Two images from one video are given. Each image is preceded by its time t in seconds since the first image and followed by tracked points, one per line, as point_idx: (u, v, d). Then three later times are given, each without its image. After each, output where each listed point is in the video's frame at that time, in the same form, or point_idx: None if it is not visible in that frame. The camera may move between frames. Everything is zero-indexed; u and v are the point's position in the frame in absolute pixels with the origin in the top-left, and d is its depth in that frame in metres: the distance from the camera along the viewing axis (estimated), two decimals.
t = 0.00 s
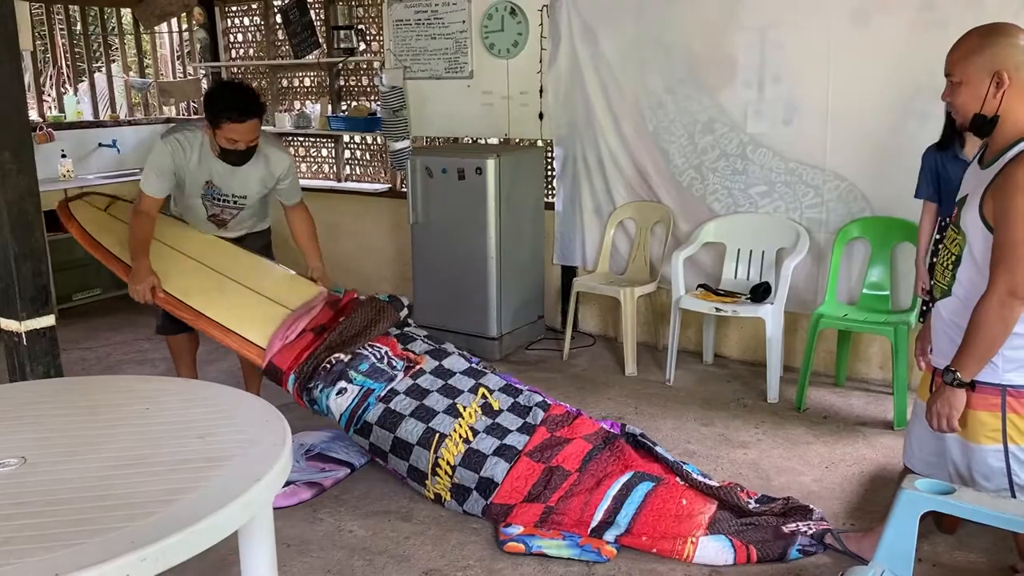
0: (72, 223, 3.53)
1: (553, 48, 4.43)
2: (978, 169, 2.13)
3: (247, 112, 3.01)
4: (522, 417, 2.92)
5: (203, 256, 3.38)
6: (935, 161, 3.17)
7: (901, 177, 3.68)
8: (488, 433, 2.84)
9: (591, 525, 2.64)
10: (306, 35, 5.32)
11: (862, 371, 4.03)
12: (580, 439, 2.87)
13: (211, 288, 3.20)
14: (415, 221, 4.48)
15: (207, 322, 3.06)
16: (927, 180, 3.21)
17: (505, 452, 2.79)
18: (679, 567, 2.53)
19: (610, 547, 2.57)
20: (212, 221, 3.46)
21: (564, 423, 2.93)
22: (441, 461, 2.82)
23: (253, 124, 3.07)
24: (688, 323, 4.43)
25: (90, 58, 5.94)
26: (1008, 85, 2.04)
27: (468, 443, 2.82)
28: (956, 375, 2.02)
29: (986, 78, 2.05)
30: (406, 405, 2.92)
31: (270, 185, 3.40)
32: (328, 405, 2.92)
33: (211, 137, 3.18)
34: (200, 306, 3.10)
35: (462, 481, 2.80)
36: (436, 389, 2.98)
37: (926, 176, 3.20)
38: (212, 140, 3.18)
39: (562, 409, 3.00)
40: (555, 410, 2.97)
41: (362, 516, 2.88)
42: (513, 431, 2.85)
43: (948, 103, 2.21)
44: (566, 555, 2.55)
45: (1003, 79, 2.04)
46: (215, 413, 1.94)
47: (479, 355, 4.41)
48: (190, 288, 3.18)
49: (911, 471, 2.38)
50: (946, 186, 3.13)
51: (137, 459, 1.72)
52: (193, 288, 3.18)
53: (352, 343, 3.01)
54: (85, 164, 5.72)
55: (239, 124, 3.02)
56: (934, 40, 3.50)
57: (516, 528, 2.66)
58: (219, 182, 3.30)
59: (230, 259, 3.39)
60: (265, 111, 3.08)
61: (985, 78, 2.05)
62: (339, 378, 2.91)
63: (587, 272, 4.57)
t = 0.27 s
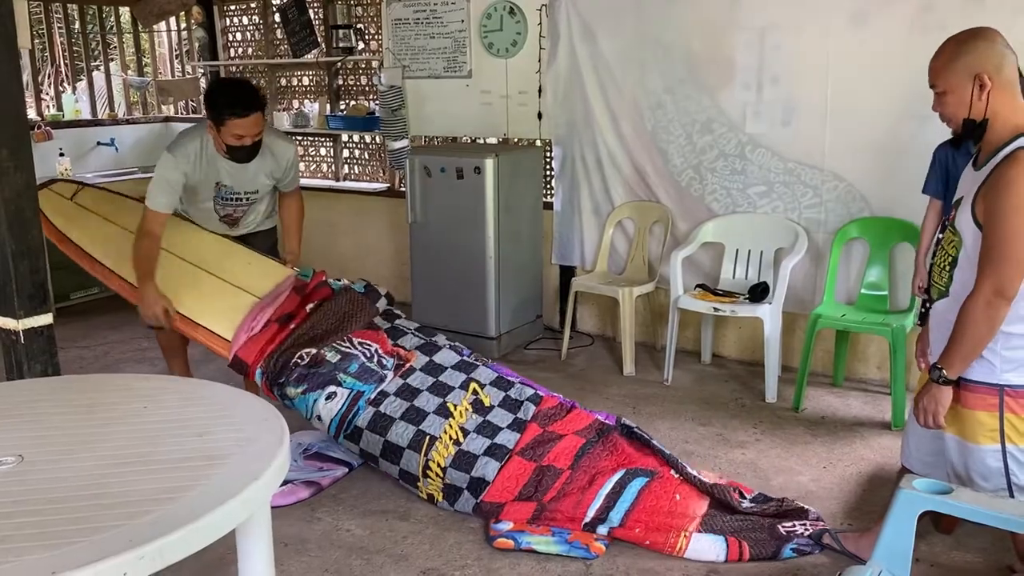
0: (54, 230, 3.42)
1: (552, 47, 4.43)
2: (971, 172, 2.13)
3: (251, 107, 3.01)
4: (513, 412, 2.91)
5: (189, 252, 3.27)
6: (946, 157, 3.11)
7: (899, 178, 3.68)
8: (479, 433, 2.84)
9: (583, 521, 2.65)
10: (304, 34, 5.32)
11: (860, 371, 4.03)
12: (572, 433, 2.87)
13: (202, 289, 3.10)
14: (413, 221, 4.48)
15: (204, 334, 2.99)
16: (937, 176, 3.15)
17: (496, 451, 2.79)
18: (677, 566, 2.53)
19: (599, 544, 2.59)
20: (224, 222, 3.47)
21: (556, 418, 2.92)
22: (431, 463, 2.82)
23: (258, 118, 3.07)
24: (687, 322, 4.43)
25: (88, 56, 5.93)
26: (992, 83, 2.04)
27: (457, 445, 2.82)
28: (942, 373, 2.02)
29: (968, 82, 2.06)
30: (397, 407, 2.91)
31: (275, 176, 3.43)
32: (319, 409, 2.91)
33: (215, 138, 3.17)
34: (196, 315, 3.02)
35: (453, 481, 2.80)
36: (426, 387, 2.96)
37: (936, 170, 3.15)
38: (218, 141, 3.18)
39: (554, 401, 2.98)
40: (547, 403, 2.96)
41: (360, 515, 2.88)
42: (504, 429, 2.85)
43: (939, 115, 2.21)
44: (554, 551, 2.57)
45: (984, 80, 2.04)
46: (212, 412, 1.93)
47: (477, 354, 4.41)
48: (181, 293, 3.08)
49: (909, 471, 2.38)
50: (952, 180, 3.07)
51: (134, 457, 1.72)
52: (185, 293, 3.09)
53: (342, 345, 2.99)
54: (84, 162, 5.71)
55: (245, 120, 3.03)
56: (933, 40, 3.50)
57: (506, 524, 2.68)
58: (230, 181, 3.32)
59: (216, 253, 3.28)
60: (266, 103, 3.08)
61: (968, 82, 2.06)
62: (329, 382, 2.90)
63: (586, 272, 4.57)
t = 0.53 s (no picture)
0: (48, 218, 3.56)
1: (554, 46, 4.43)
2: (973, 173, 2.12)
3: (227, 98, 3.08)
4: (513, 416, 2.91)
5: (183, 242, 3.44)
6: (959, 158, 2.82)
7: (900, 177, 3.67)
8: (478, 435, 2.83)
9: (583, 520, 2.65)
10: (306, 32, 5.32)
11: (862, 371, 4.03)
12: (572, 439, 2.85)
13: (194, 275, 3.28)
14: (414, 220, 4.47)
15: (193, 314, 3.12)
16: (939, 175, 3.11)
17: (496, 453, 2.78)
18: (677, 565, 2.53)
19: (600, 544, 2.58)
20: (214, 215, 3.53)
21: (556, 424, 2.90)
22: (431, 461, 2.81)
23: (235, 110, 3.14)
24: (688, 322, 4.43)
25: (90, 55, 5.93)
26: (993, 83, 2.03)
27: (457, 445, 2.81)
28: (955, 381, 2.01)
29: (969, 82, 2.05)
30: (398, 407, 2.90)
31: (260, 170, 3.49)
32: (319, 408, 2.91)
33: (195, 133, 3.24)
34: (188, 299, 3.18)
35: (452, 481, 2.79)
36: (427, 389, 2.96)
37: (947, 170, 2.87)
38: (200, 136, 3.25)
39: (554, 407, 2.96)
40: (546, 409, 2.95)
41: (360, 514, 2.88)
42: (503, 432, 2.84)
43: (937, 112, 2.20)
44: (554, 550, 2.57)
45: (985, 80, 2.03)
46: (212, 410, 1.94)
47: (478, 353, 4.41)
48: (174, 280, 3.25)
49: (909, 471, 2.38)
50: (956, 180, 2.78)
51: (135, 455, 1.72)
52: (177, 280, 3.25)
53: (344, 345, 3.02)
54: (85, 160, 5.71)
55: (223, 110, 3.10)
56: (935, 40, 3.49)
57: (506, 523, 2.68)
58: (215, 176, 3.38)
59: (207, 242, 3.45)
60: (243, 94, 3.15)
61: (969, 81, 2.05)
62: (331, 380, 2.92)
63: (587, 272, 4.57)
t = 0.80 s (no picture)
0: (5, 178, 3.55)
1: (561, 45, 4.43)
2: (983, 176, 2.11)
3: (158, 73, 3.28)
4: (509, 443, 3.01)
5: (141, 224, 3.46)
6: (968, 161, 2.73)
7: (908, 177, 3.66)
8: (476, 455, 2.90)
9: (588, 519, 2.66)
10: (313, 31, 5.33)
11: (868, 371, 4.02)
12: (570, 467, 2.93)
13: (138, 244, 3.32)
14: (420, 219, 4.48)
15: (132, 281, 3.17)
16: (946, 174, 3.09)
17: (496, 470, 2.85)
18: (683, 565, 2.52)
19: (605, 543, 2.58)
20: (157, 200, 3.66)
21: (553, 453, 3.00)
22: (432, 466, 2.85)
23: (167, 84, 3.34)
24: (694, 322, 4.43)
25: (98, 53, 5.95)
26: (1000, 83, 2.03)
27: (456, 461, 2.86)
28: (960, 380, 2.00)
29: (976, 81, 2.05)
30: (398, 423, 2.96)
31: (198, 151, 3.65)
32: (317, 418, 2.97)
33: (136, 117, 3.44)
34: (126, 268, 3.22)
35: (452, 485, 2.81)
36: (428, 412, 3.03)
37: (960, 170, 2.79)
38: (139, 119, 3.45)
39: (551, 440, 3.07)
40: (542, 441, 3.05)
41: (366, 512, 2.88)
42: (501, 455, 2.92)
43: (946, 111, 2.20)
44: (560, 549, 2.57)
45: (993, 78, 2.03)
46: (217, 408, 1.94)
47: (483, 352, 4.41)
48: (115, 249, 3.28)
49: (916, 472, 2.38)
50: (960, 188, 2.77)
51: (140, 453, 1.72)
52: (118, 249, 3.28)
53: (348, 365, 3.10)
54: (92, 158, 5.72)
55: (156, 84, 3.31)
56: (943, 39, 3.48)
57: (512, 522, 2.68)
58: (155, 156, 3.54)
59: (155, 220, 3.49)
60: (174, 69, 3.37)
61: (977, 81, 2.05)
62: (333, 394, 3.00)
63: (593, 271, 4.57)
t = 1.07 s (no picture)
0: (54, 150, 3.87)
1: (571, 45, 4.42)
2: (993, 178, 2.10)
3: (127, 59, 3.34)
4: (513, 452, 3.07)
5: (157, 209, 3.74)
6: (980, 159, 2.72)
7: (919, 178, 3.64)
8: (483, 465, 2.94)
9: (596, 518, 2.65)
10: (323, 31, 5.34)
11: (879, 373, 4.00)
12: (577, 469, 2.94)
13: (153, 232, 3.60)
14: (430, 218, 4.49)
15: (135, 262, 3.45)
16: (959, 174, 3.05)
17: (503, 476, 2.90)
18: (692, 566, 2.51)
19: (614, 543, 2.58)
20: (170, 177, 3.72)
21: (560, 459, 3.02)
22: (440, 457, 2.89)
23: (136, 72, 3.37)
24: (704, 322, 4.41)
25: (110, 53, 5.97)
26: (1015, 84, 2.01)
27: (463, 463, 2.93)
28: (971, 381, 1.97)
29: (991, 80, 2.03)
30: (405, 433, 3.07)
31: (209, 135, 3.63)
32: (327, 412, 3.04)
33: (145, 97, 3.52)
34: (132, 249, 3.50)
35: (456, 481, 2.84)
36: (432, 430, 3.15)
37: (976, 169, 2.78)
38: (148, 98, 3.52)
39: (557, 450, 3.10)
40: (548, 451, 3.09)
41: (375, 512, 2.88)
42: (504, 466, 2.94)
43: (956, 110, 2.19)
44: (569, 550, 2.57)
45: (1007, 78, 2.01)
46: (226, 407, 1.95)
47: (492, 351, 4.41)
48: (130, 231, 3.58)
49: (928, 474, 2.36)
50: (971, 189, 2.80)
51: (151, 451, 1.73)
52: (132, 231, 3.58)
53: (359, 381, 3.27)
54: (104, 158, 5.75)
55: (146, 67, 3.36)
56: (956, 39, 3.46)
57: (520, 521, 2.69)
58: (161, 134, 3.57)
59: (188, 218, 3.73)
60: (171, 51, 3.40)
61: (991, 79, 2.03)
62: (343, 402, 3.13)
63: (602, 271, 4.56)
